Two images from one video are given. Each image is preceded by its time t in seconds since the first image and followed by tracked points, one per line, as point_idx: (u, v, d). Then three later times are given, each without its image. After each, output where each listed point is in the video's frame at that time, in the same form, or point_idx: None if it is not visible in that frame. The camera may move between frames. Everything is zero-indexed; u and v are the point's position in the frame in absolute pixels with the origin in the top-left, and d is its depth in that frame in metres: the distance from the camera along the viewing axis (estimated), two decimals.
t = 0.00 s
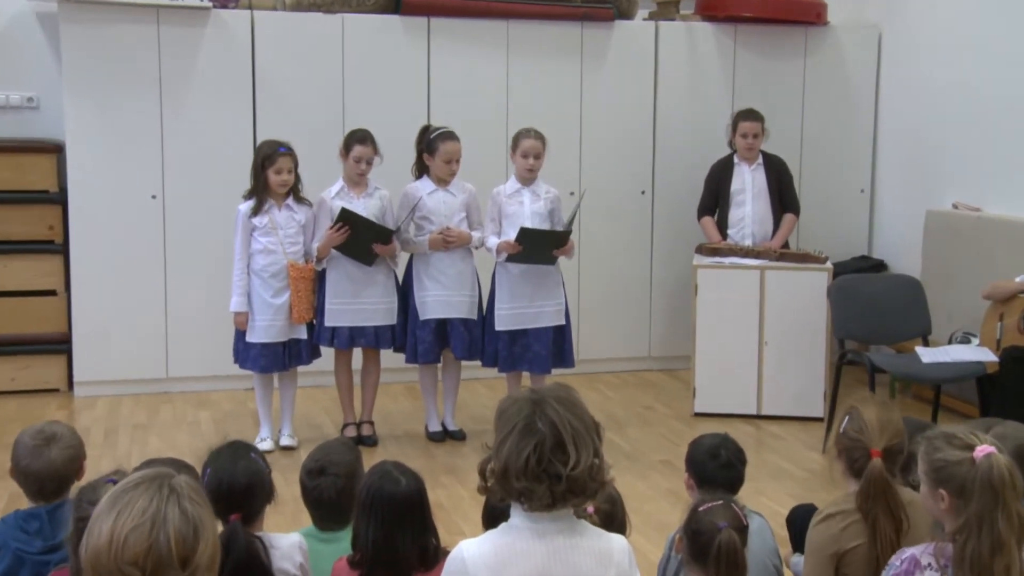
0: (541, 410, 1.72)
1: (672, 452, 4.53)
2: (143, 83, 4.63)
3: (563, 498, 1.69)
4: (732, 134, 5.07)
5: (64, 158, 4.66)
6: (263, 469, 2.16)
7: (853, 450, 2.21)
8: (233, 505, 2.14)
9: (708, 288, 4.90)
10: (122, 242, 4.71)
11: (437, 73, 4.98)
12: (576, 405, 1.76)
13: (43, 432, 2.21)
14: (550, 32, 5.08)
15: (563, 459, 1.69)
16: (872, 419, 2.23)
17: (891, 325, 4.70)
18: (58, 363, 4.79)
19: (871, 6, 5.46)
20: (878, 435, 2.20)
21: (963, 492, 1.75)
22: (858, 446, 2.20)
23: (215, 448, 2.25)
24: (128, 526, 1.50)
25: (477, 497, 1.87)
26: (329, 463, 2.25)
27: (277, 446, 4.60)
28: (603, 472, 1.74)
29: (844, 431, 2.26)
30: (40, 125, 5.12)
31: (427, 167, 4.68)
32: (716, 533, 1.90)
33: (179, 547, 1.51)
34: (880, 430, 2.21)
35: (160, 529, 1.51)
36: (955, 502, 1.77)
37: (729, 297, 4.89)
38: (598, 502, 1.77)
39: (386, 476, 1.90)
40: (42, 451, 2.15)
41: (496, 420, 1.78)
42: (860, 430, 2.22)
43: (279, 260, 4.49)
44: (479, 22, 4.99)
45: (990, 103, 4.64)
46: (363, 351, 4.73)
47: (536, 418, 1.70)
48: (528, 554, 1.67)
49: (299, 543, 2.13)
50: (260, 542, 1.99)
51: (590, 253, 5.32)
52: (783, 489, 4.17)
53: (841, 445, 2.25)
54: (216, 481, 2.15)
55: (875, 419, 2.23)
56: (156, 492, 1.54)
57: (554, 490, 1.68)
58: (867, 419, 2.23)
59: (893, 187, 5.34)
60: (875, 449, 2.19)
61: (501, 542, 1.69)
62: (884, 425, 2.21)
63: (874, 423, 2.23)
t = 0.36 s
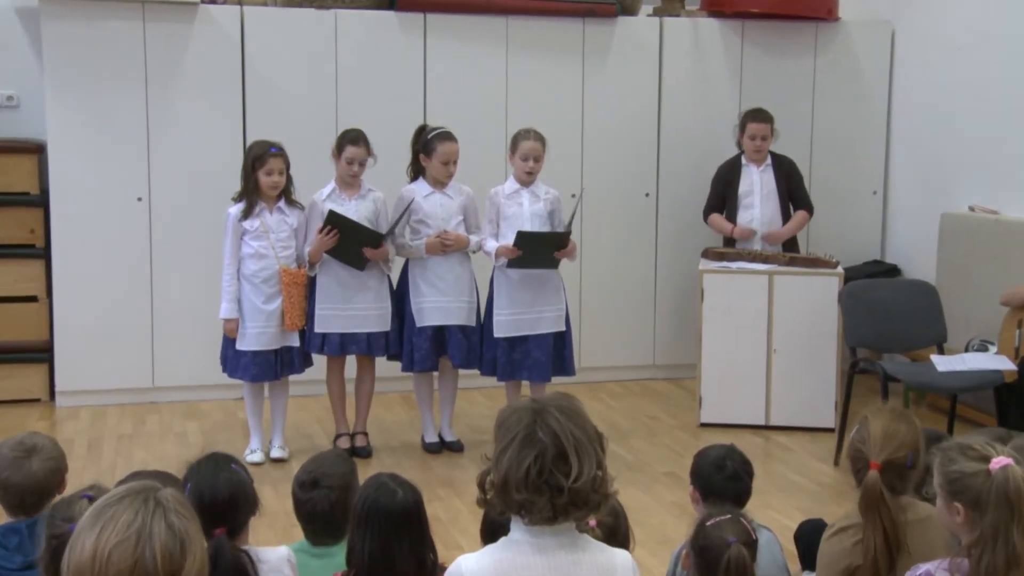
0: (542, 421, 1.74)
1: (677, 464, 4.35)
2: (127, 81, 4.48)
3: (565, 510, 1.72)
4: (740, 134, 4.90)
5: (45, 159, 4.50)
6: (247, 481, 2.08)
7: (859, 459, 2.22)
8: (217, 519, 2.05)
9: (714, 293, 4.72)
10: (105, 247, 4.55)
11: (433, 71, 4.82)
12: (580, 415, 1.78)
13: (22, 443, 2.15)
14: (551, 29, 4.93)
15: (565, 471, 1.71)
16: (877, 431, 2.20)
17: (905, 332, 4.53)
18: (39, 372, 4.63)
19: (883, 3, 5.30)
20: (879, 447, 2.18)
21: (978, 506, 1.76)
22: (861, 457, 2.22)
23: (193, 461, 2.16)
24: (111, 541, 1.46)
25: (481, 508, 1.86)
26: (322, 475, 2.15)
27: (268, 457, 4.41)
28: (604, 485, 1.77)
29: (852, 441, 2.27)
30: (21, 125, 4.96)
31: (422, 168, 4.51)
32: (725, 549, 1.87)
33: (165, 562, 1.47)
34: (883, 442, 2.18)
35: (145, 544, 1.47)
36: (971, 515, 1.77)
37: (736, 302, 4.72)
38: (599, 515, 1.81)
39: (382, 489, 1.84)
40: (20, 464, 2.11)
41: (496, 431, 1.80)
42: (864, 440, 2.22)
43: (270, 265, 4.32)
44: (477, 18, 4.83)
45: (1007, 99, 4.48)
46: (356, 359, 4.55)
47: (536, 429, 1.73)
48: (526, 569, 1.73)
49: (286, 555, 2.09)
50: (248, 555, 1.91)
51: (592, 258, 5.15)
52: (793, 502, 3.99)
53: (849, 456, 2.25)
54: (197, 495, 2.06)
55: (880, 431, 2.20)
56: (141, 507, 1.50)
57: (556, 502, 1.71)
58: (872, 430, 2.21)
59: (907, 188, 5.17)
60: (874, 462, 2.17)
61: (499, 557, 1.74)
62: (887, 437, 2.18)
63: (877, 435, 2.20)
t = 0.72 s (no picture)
0: (545, 430, 1.71)
1: (683, 476, 4.18)
2: (112, 79, 4.35)
3: (568, 523, 1.69)
4: (749, 135, 4.74)
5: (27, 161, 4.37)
6: (234, 491, 1.99)
7: (867, 470, 2.17)
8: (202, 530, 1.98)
9: (722, 299, 4.56)
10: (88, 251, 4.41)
11: (430, 68, 4.69)
12: (584, 425, 1.75)
13: (4, 454, 2.02)
14: (552, 25, 4.78)
15: (568, 483, 1.67)
16: (881, 441, 2.12)
17: (919, 340, 4.36)
18: (21, 381, 4.49)
19: None
20: (880, 459, 2.11)
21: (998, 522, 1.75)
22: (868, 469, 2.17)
23: (183, 470, 2.07)
24: (96, 556, 1.46)
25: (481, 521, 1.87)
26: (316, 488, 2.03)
27: (259, 469, 4.23)
28: (609, 498, 1.73)
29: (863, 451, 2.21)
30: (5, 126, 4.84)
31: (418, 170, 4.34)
32: (734, 566, 1.80)
33: None
34: (885, 453, 2.11)
35: (130, 559, 1.47)
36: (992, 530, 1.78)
37: (744, 309, 4.55)
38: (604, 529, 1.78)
39: (377, 504, 1.82)
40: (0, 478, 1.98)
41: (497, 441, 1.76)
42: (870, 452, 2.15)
43: (263, 269, 4.15)
44: (473, 14, 4.71)
45: None
46: (350, 368, 4.38)
47: (538, 439, 1.69)
48: None
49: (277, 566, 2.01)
50: (235, 568, 1.88)
51: (595, 263, 4.99)
52: (804, 515, 3.82)
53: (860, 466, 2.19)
54: (184, 506, 1.98)
55: (884, 441, 2.13)
56: (128, 521, 1.50)
57: (558, 515, 1.68)
58: (876, 441, 2.14)
59: (922, 190, 5.01)
60: (876, 474, 2.10)
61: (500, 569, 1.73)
62: (889, 448, 2.10)
63: (882, 446, 2.12)
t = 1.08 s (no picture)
0: (546, 440, 1.62)
1: (692, 489, 3.97)
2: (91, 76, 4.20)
3: (570, 539, 1.60)
4: (760, 132, 4.54)
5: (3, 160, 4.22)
6: (228, 503, 1.90)
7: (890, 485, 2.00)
8: (195, 545, 1.88)
9: (733, 304, 4.35)
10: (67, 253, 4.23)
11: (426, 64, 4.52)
12: (587, 435, 1.66)
13: None
14: (555, 17, 4.62)
15: (571, 496, 1.58)
16: (901, 452, 1.96)
17: (939, 347, 4.15)
18: None
19: None
20: (899, 471, 1.94)
21: None
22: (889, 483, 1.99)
23: (174, 482, 1.98)
24: (76, 571, 1.41)
25: (478, 535, 1.80)
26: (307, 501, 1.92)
27: (246, 482, 4.02)
28: (614, 510, 1.65)
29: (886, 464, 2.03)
30: None
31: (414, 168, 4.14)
32: None
33: None
34: (905, 465, 1.94)
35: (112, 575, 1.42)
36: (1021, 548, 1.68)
37: (754, 314, 4.35)
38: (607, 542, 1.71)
39: (367, 518, 1.73)
40: None
41: (496, 449, 1.68)
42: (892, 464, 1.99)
43: (250, 272, 3.95)
44: (472, 7, 4.55)
45: None
46: (342, 376, 4.17)
47: (540, 450, 1.60)
48: None
49: None
50: None
51: (598, 266, 4.80)
52: (817, 531, 3.61)
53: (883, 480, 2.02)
54: (176, 518, 1.88)
55: (904, 453, 1.96)
56: (109, 536, 1.45)
57: (560, 530, 1.59)
58: (898, 451, 1.98)
59: (942, 188, 4.81)
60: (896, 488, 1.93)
61: None
62: (909, 460, 1.94)
63: (903, 458, 1.96)
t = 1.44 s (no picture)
0: (545, 452, 1.64)
1: (700, 504, 3.76)
2: (71, 75, 4.08)
3: (572, 555, 1.61)
4: (772, 127, 4.34)
5: None
6: (229, 520, 1.80)
7: (928, 501, 1.88)
8: (196, 565, 1.79)
9: (743, 309, 4.15)
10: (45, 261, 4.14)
11: (422, 60, 4.36)
12: (587, 446, 1.67)
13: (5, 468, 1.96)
14: (556, 11, 4.46)
15: (572, 511, 1.60)
16: (955, 466, 1.88)
17: (962, 353, 3.95)
18: None
19: None
20: (957, 484, 1.85)
21: None
22: (936, 498, 1.86)
23: (175, 499, 1.89)
24: None
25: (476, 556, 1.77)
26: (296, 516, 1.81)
27: (232, 497, 3.81)
28: (614, 526, 1.66)
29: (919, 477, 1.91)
30: None
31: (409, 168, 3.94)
32: None
33: None
34: (963, 479, 1.86)
35: None
36: None
37: (765, 320, 4.15)
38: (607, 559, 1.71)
39: (365, 530, 1.68)
40: None
41: (494, 466, 1.69)
42: (935, 478, 1.88)
43: (237, 276, 3.74)
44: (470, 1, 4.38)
45: None
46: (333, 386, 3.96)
47: (540, 462, 1.62)
48: None
49: None
50: None
51: (602, 270, 4.61)
52: (832, 548, 3.40)
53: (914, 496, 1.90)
54: (175, 536, 1.78)
55: (956, 467, 1.88)
56: (88, 555, 1.39)
57: (561, 546, 1.60)
58: (945, 465, 1.89)
59: (963, 186, 4.61)
60: (954, 502, 1.84)
61: None
62: (967, 473, 1.86)
63: (956, 471, 1.87)
